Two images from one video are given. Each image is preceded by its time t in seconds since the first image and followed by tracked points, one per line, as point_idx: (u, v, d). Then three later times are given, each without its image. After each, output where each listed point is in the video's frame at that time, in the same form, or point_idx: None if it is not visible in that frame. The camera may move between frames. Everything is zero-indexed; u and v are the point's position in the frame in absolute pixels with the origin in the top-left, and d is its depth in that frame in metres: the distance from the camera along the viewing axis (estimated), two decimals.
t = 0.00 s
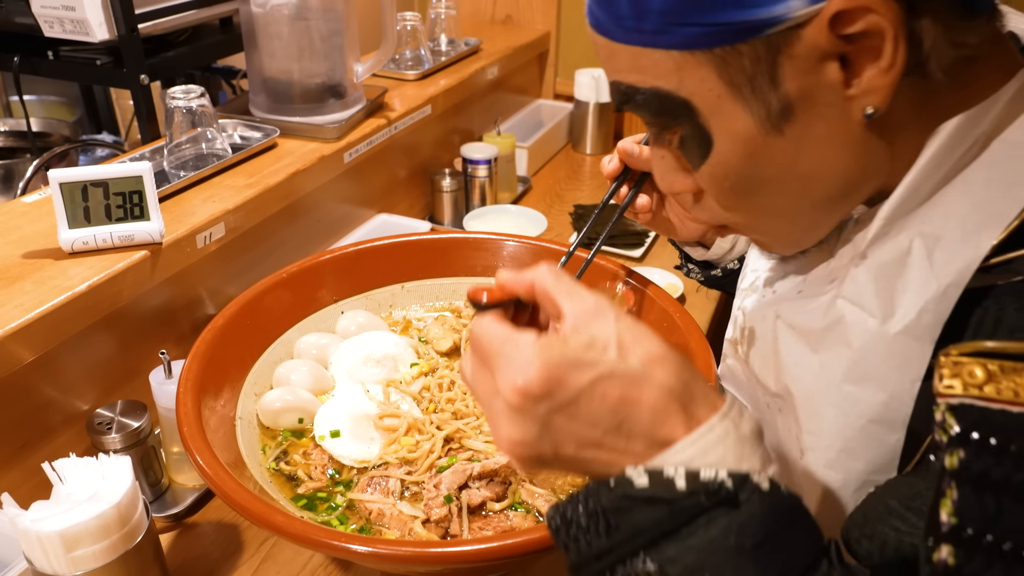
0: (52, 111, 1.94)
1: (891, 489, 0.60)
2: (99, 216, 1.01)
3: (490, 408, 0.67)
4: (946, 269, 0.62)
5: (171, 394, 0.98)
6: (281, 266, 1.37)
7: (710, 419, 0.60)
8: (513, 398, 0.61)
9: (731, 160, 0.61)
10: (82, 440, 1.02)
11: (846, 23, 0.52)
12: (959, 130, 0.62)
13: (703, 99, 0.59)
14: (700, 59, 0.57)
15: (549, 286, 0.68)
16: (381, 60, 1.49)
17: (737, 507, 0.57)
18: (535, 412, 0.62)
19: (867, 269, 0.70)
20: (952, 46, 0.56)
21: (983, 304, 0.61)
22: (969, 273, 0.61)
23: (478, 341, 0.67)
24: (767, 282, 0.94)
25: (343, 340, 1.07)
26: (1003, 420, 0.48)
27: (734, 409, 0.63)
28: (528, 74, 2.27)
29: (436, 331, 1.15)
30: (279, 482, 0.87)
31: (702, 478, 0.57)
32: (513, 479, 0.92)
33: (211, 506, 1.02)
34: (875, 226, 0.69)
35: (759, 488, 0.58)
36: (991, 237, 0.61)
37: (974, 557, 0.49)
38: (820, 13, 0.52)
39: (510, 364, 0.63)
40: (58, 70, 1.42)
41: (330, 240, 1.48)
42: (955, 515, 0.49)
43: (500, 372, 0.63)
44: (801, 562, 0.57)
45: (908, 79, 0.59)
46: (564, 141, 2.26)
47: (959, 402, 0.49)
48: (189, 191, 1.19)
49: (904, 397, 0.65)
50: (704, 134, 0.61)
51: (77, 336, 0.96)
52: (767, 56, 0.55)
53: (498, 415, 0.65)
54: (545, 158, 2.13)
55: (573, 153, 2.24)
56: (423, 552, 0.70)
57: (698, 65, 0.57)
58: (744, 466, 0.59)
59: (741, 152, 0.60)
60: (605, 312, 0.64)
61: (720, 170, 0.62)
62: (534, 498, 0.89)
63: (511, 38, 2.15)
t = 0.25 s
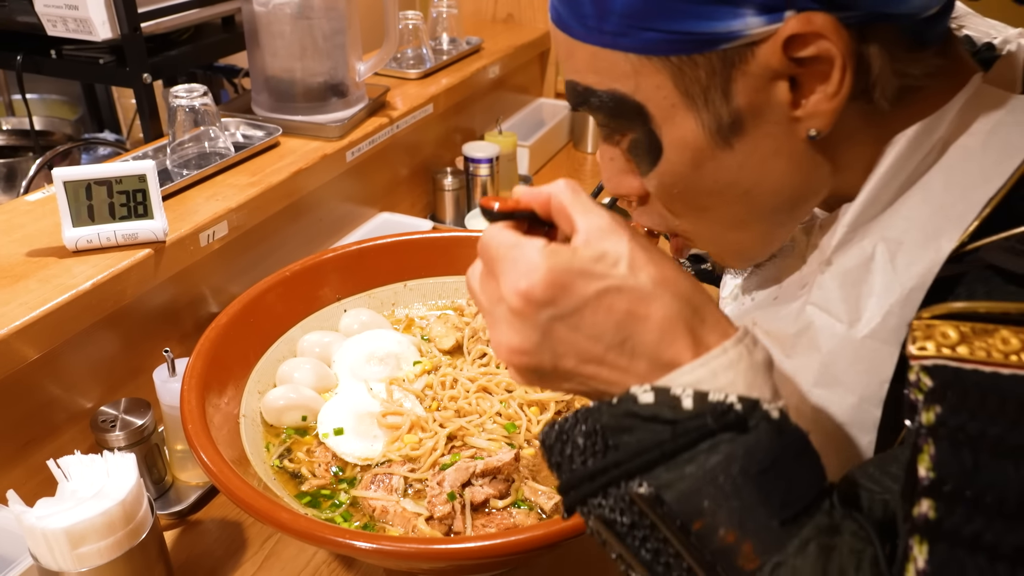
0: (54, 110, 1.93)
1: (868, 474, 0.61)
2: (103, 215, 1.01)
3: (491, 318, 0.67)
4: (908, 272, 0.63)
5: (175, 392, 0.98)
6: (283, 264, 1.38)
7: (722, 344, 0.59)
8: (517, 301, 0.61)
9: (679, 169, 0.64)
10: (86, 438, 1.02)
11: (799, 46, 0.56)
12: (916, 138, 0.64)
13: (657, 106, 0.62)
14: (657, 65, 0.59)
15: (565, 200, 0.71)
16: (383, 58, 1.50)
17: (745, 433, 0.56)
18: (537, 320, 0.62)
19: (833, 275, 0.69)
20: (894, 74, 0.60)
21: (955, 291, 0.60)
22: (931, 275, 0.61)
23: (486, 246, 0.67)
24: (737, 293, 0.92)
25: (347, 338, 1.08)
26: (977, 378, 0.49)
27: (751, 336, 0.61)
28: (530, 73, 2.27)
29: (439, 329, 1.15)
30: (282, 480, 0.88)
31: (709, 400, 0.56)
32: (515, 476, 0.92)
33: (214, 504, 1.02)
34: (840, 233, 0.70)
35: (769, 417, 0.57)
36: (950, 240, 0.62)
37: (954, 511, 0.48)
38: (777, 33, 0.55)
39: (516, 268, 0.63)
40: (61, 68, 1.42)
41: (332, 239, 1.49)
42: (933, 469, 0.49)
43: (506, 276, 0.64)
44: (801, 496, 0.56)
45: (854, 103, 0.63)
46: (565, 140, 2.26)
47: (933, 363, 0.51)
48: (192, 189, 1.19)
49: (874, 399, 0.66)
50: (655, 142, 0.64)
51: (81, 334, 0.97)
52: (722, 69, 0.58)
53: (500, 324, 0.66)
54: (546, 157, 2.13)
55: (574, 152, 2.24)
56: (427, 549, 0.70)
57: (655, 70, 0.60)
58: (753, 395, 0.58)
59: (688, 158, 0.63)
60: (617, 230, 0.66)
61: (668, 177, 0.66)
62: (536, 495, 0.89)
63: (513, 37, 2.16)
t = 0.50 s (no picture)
0: (57, 108, 1.93)
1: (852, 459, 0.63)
2: (106, 213, 1.02)
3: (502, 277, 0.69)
4: (885, 268, 0.67)
5: (178, 390, 0.98)
6: (286, 263, 1.38)
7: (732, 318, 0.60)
8: (527, 262, 0.64)
9: (666, 163, 0.66)
10: (90, 436, 1.02)
11: (787, 42, 0.57)
12: (894, 135, 0.66)
13: (645, 99, 0.63)
14: (646, 58, 0.60)
15: (579, 171, 0.67)
16: (385, 57, 1.50)
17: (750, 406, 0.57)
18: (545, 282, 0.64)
19: (813, 270, 0.73)
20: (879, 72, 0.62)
21: (932, 285, 0.64)
22: (907, 271, 0.65)
23: (497, 209, 0.68)
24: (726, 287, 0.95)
25: (349, 337, 1.08)
26: (945, 370, 0.52)
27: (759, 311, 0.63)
28: (532, 71, 2.27)
29: (441, 327, 1.15)
30: (285, 477, 0.88)
31: (715, 372, 0.58)
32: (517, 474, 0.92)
33: (217, 501, 1.03)
34: (819, 230, 0.73)
35: (774, 392, 0.58)
36: (925, 236, 0.65)
37: (927, 496, 0.50)
38: (766, 29, 0.57)
39: (527, 229, 0.65)
40: (63, 67, 1.42)
41: (334, 237, 1.49)
42: (905, 458, 0.51)
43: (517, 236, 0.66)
44: (801, 471, 0.57)
45: (840, 100, 0.64)
46: (567, 139, 2.26)
47: (902, 355, 0.53)
48: (195, 188, 1.19)
49: (853, 389, 0.70)
50: (643, 135, 0.65)
51: (84, 332, 0.97)
52: (711, 64, 0.59)
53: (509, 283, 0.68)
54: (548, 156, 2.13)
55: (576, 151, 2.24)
56: (430, 546, 0.70)
57: (644, 63, 0.61)
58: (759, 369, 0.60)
59: (674, 151, 0.64)
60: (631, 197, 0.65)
61: (655, 172, 0.67)
62: (539, 493, 0.89)
63: (515, 36, 2.16)
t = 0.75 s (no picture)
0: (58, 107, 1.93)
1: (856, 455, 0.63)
2: (108, 211, 1.02)
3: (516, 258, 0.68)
4: (887, 260, 0.69)
5: (180, 388, 0.98)
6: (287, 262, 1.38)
7: (749, 308, 0.60)
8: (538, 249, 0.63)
9: (681, 157, 0.66)
10: (91, 434, 1.02)
11: (804, 34, 0.58)
12: (900, 126, 0.67)
13: (660, 91, 0.63)
14: (661, 51, 0.61)
15: (588, 154, 0.65)
16: (387, 55, 1.50)
17: (763, 398, 0.57)
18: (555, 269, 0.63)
19: (814, 261, 0.74)
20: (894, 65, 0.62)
21: (932, 277, 0.66)
22: (908, 263, 0.67)
23: (512, 189, 0.67)
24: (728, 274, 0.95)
25: (351, 335, 1.08)
26: (947, 366, 0.53)
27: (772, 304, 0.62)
28: (533, 70, 2.27)
29: (443, 326, 1.15)
30: (287, 476, 0.88)
31: (730, 362, 0.58)
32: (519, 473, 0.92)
33: (218, 499, 1.03)
34: (821, 221, 0.73)
35: (788, 383, 0.58)
36: (927, 230, 0.67)
37: (931, 491, 0.50)
38: (783, 20, 0.57)
39: (542, 212, 0.64)
40: (65, 65, 1.42)
41: (336, 236, 1.49)
42: (908, 453, 0.52)
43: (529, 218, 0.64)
44: (812, 463, 0.57)
45: (855, 92, 0.65)
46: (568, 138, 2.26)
47: (904, 352, 0.54)
48: (197, 186, 1.19)
49: (852, 377, 0.72)
50: (656, 128, 0.65)
51: (86, 330, 0.97)
52: (726, 55, 0.60)
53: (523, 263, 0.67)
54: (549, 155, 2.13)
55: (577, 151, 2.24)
56: (432, 545, 0.70)
57: (659, 56, 0.61)
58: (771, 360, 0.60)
59: (690, 150, 0.65)
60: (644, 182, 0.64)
61: (668, 166, 0.67)
62: (541, 493, 0.88)
63: (516, 35, 2.16)
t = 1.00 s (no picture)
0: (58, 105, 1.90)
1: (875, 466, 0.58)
2: (111, 210, 1.02)
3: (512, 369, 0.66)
4: (923, 246, 0.62)
5: (182, 386, 0.98)
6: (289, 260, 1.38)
7: (739, 383, 0.59)
8: (542, 354, 0.60)
9: (728, 136, 0.59)
10: (93, 432, 1.02)
11: (853, 6, 0.52)
12: (942, 115, 0.63)
13: (705, 71, 0.57)
14: (706, 28, 0.54)
15: (563, 254, 0.66)
16: (389, 55, 1.49)
17: (768, 468, 0.55)
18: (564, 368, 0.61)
19: (850, 248, 0.69)
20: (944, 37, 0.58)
21: (960, 279, 0.60)
22: (945, 251, 0.60)
23: (498, 302, 0.66)
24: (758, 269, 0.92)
25: (353, 334, 1.08)
26: (982, 395, 0.42)
27: (764, 374, 0.61)
28: (535, 69, 2.27)
29: (445, 325, 1.15)
30: (290, 475, 0.88)
31: (731, 439, 0.56)
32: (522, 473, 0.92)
33: (221, 498, 1.03)
34: (859, 207, 0.69)
35: (789, 451, 0.56)
36: (966, 218, 0.60)
37: (964, 525, 0.43)
38: None
39: (537, 318, 0.63)
40: (67, 63, 1.42)
41: (338, 235, 1.49)
42: (941, 486, 0.43)
43: (527, 327, 0.63)
44: (825, 522, 0.54)
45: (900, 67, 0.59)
46: (570, 138, 2.26)
47: (937, 380, 0.43)
48: (199, 184, 1.19)
49: (883, 371, 0.64)
50: (701, 109, 0.59)
51: (88, 329, 0.97)
52: (774, 32, 0.53)
53: (521, 372, 0.65)
54: (551, 155, 2.13)
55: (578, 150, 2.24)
56: (435, 544, 0.70)
57: (704, 34, 0.55)
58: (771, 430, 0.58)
59: (738, 131, 0.59)
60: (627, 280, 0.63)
61: (714, 145, 0.60)
62: (544, 492, 0.89)
63: (518, 34, 2.16)
